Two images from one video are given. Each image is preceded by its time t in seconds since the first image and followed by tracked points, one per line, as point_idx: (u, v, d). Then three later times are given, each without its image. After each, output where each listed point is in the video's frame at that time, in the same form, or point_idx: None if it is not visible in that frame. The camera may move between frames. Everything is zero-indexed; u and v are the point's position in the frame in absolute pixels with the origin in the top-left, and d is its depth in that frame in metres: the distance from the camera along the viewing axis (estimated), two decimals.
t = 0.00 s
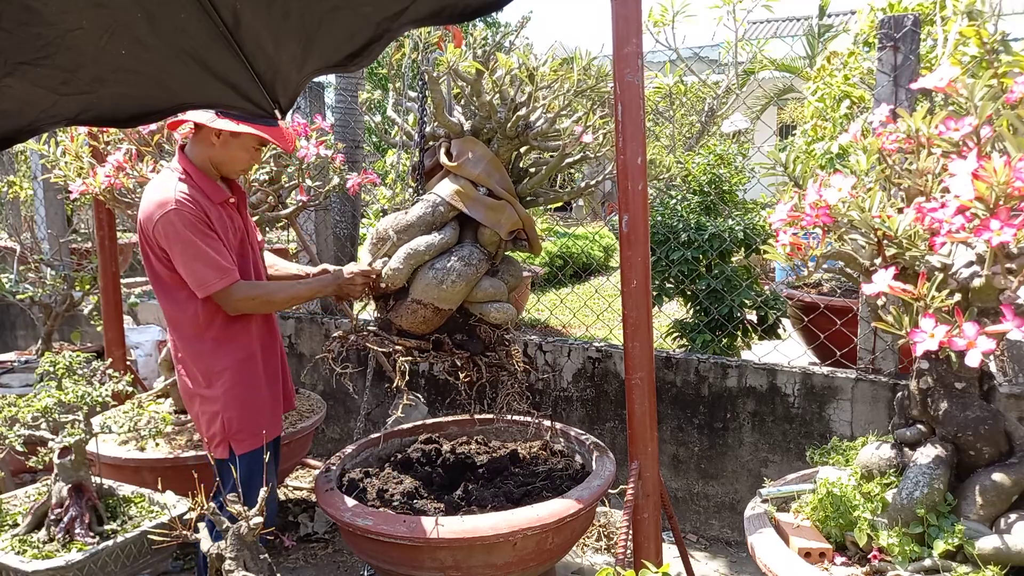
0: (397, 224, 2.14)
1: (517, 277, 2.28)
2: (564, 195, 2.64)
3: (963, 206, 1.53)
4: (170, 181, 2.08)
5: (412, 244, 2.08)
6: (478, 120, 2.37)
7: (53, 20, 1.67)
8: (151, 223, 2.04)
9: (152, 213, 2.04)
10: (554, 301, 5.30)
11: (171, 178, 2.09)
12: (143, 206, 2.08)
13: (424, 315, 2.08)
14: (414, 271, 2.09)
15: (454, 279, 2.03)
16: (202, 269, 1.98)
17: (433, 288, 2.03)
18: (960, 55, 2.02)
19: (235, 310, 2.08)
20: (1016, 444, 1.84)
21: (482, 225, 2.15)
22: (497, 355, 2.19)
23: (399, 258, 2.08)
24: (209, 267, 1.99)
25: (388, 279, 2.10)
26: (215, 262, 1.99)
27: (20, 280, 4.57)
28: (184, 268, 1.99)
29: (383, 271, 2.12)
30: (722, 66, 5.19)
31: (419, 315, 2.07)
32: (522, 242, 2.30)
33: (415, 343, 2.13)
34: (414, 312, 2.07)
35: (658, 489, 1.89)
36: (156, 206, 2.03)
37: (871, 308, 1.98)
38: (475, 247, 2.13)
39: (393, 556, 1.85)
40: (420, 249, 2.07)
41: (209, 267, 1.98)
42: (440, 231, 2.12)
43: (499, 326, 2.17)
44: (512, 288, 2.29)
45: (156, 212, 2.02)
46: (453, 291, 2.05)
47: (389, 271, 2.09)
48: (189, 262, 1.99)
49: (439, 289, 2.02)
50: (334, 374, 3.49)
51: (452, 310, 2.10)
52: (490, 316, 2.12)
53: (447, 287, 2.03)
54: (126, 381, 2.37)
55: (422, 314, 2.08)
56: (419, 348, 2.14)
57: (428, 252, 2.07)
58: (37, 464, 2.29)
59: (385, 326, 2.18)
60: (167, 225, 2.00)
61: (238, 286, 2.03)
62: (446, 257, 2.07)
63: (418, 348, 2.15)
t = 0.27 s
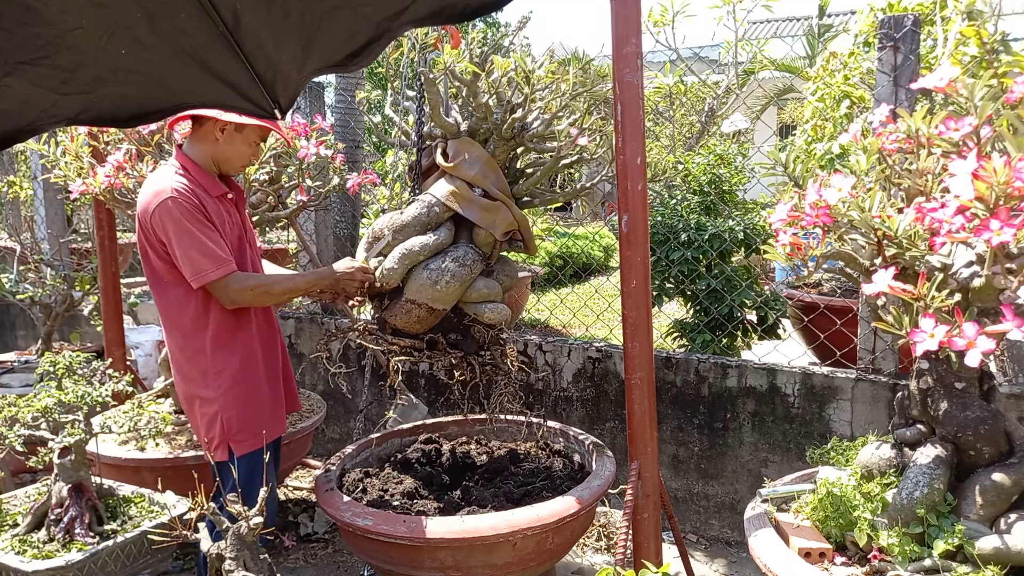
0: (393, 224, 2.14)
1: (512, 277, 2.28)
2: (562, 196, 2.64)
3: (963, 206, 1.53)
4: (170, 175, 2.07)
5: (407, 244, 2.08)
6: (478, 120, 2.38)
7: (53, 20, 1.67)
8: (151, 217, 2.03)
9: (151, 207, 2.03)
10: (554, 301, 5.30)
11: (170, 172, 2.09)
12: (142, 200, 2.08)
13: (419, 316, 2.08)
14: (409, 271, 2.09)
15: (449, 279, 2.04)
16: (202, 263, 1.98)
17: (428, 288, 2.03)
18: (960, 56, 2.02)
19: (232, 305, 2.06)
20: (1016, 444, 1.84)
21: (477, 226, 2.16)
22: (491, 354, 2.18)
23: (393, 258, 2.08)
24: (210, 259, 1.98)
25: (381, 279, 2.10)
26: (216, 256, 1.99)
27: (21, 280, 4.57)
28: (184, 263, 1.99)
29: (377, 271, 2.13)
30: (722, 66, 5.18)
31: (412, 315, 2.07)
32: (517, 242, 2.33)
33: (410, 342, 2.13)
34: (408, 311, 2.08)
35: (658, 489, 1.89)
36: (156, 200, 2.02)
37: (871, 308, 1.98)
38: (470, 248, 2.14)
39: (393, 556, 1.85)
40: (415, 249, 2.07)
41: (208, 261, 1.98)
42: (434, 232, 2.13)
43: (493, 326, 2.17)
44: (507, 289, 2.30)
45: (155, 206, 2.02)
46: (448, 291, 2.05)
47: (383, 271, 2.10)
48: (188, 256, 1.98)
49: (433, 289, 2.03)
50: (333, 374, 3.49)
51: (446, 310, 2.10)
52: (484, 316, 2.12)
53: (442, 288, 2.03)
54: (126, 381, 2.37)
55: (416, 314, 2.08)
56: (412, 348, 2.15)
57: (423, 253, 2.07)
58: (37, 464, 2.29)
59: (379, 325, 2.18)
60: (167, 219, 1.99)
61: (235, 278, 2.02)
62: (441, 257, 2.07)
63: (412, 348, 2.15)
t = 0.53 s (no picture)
0: (391, 224, 2.15)
1: (511, 277, 2.28)
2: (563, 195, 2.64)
3: (963, 206, 1.53)
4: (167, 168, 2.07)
5: (404, 245, 2.08)
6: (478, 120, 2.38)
7: (53, 20, 1.67)
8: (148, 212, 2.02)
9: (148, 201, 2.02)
10: (554, 301, 5.30)
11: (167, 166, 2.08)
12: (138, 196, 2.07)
13: (416, 316, 2.08)
14: (406, 272, 2.09)
15: (445, 279, 2.03)
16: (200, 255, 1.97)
17: (424, 288, 2.03)
18: (960, 56, 2.02)
19: (234, 297, 2.08)
20: (1016, 444, 1.84)
21: (475, 226, 2.16)
22: (490, 353, 2.18)
23: (390, 259, 2.09)
24: (208, 248, 1.98)
25: (378, 279, 2.10)
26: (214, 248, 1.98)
27: (21, 280, 4.57)
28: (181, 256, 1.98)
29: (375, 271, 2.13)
30: (722, 66, 5.18)
31: (409, 316, 2.07)
32: (515, 242, 2.32)
33: (407, 342, 2.13)
34: (405, 312, 2.07)
35: (658, 489, 1.89)
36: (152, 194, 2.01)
37: (871, 307, 1.98)
38: (467, 249, 2.14)
39: (393, 556, 1.85)
40: (411, 249, 2.07)
41: (208, 250, 1.97)
42: (432, 232, 2.12)
43: (491, 325, 2.16)
44: (505, 288, 2.29)
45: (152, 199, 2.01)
46: (445, 291, 2.05)
47: (380, 271, 2.10)
48: (185, 248, 1.98)
49: (430, 290, 2.03)
50: (333, 374, 3.49)
51: (444, 310, 2.10)
52: (482, 317, 2.12)
53: (438, 288, 2.03)
54: (126, 381, 2.37)
55: (412, 314, 2.08)
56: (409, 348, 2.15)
57: (419, 253, 2.07)
58: (37, 464, 2.29)
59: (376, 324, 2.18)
60: (165, 211, 1.99)
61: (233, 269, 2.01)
62: (438, 258, 2.07)
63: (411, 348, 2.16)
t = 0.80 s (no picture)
0: (391, 224, 2.14)
1: (513, 276, 2.27)
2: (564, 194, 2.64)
3: (963, 206, 1.53)
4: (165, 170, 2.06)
5: (405, 245, 2.08)
6: (476, 120, 2.38)
7: (53, 20, 1.67)
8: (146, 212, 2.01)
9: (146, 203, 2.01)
10: (554, 301, 5.30)
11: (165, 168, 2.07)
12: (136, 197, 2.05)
13: (417, 316, 2.07)
14: (407, 272, 2.09)
15: (446, 280, 2.03)
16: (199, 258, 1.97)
17: (426, 289, 2.03)
18: (960, 56, 2.02)
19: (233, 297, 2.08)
20: (1016, 444, 1.84)
21: (476, 226, 2.16)
22: (492, 352, 2.20)
23: (391, 260, 2.08)
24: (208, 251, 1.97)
25: (379, 280, 2.10)
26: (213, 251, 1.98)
27: (21, 280, 4.57)
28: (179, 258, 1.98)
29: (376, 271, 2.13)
30: (722, 66, 5.18)
31: (411, 316, 2.07)
32: (517, 242, 2.32)
33: (409, 342, 2.13)
34: (406, 312, 2.07)
35: (658, 489, 1.89)
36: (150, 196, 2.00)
37: (871, 307, 1.98)
38: (469, 248, 2.13)
39: (393, 556, 1.85)
40: (412, 250, 2.07)
41: (208, 255, 1.97)
42: (433, 232, 2.12)
43: (494, 326, 2.17)
44: (507, 288, 2.29)
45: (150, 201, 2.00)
46: (446, 292, 2.04)
47: (381, 272, 2.09)
48: (183, 251, 1.97)
49: (431, 290, 2.02)
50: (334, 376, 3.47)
51: (445, 310, 2.09)
52: (484, 316, 2.11)
53: (439, 288, 2.03)
54: (126, 381, 2.37)
55: (414, 315, 2.07)
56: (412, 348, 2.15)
57: (420, 253, 2.07)
58: (37, 464, 2.29)
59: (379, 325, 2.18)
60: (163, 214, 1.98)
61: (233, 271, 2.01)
62: (439, 258, 2.07)
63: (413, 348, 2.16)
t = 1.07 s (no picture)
0: (398, 224, 2.14)
1: (520, 276, 2.28)
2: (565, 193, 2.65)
3: (963, 206, 1.53)
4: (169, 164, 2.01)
5: (413, 245, 2.08)
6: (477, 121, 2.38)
7: (53, 20, 1.67)
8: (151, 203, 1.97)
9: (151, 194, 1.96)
10: (554, 301, 5.30)
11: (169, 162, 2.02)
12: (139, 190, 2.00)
13: (426, 316, 2.07)
14: (415, 272, 2.09)
15: (456, 279, 2.03)
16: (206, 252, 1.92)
17: (435, 288, 2.03)
18: (960, 56, 2.02)
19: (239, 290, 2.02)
20: (1016, 444, 1.84)
21: (483, 224, 2.17)
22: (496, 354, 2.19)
23: (399, 259, 2.08)
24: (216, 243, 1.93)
25: (387, 279, 2.09)
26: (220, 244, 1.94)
27: (21, 280, 4.57)
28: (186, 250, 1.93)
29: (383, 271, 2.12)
30: (722, 66, 5.18)
31: (420, 315, 2.07)
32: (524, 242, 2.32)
33: (418, 343, 2.12)
34: (415, 312, 2.07)
35: (658, 489, 1.89)
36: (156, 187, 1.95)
37: (871, 307, 1.98)
38: (477, 248, 2.14)
39: (393, 556, 1.85)
40: (421, 249, 2.07)
41: (216, 248, 1.92)
42: (441, 232, 2.13)
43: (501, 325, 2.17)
44: (515, 288, 2.29)
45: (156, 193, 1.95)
46: (455, 291, 2.05)
47: (388, 271, 2.09)
48: (190, 244, 1.93)
49: (440, 289, 2.02)
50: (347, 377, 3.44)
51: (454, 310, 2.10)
52: (492, 315, 2.12)
53: (449, 287, 2.03)
54: (126, 381, 2.37)
55: (423, 314, 2.07)
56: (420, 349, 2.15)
57: (429, 252, 2.07)
58: (37, 464, 2.29)
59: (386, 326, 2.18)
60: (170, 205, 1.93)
61: (241, 265, 1.97)
62: (448, 257, 2.07)
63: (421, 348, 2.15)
